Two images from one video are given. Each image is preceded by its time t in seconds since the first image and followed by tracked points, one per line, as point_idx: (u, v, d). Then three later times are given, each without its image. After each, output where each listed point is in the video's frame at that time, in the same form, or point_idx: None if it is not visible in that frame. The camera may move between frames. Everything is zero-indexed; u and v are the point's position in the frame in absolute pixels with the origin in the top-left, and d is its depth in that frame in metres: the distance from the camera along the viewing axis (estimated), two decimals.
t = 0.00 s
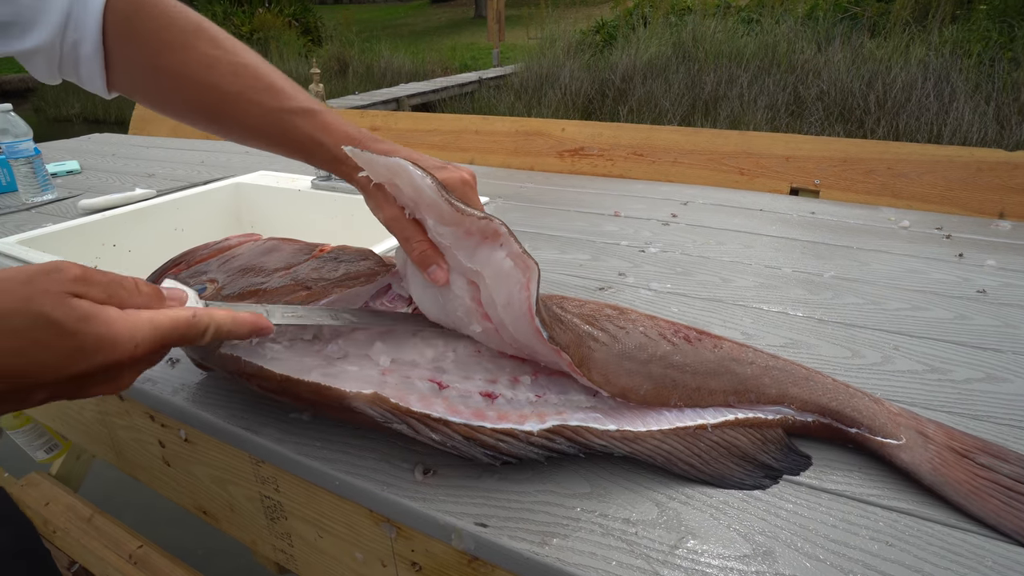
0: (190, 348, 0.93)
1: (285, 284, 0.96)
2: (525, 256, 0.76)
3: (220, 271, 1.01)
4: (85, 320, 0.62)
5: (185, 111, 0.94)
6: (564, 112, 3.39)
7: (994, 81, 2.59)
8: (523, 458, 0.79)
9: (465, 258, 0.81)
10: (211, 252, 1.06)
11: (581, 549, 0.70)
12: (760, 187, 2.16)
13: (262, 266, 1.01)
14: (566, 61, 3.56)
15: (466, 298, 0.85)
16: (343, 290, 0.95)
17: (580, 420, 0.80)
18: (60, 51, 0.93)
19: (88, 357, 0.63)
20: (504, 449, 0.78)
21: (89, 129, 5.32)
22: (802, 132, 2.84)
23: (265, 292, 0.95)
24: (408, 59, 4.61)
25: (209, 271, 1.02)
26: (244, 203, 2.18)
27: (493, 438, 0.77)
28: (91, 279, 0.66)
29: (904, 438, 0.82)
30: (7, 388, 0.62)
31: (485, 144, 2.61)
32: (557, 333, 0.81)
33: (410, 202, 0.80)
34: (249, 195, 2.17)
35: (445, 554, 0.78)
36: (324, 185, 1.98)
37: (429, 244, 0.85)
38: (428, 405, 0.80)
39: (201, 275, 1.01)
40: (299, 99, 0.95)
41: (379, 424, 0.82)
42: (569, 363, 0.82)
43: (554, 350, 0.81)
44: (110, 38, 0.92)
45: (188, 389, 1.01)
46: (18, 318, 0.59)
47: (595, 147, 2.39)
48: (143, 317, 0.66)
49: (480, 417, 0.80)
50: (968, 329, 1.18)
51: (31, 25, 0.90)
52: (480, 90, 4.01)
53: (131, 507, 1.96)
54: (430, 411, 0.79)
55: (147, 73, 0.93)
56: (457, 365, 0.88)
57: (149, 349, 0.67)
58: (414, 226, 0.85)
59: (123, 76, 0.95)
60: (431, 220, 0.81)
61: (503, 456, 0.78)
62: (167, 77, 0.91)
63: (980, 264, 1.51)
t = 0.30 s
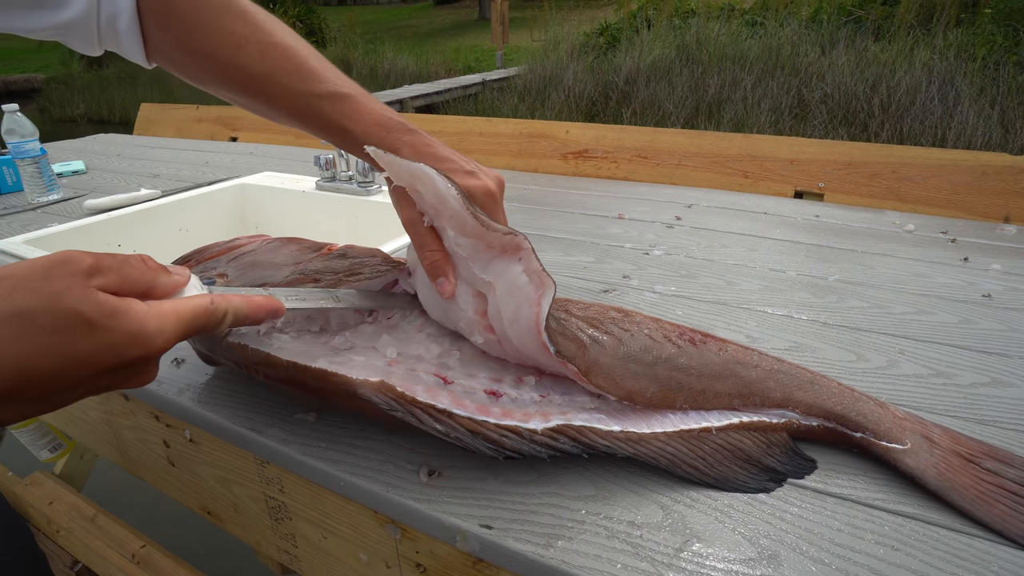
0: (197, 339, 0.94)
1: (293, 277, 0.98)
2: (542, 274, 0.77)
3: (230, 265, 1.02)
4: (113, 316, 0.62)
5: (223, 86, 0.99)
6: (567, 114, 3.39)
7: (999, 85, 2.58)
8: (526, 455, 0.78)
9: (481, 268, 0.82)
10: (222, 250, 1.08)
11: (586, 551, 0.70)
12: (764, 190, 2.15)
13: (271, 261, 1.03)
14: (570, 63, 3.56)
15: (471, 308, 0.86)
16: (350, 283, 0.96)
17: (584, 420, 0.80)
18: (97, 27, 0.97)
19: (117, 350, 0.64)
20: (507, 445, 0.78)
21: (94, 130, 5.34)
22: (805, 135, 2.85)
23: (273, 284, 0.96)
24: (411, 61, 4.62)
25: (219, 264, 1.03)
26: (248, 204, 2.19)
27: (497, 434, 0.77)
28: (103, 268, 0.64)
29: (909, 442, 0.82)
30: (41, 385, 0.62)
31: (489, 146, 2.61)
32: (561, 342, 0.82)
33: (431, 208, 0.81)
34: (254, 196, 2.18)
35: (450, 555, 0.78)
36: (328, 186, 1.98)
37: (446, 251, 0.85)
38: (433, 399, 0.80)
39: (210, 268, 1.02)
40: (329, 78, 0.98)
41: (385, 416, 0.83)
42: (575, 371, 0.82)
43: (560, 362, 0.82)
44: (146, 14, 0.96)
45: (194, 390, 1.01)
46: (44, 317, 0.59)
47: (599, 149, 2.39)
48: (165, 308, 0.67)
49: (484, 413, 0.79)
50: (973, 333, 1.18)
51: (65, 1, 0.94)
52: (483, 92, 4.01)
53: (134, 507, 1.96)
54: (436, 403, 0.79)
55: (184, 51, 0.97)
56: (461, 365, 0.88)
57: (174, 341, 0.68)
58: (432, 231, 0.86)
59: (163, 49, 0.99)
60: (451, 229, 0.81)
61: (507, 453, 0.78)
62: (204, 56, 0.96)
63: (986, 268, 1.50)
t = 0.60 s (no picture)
0: (199, 341, 0.95)
1: (294, 281, 0.98)
2: (560, 267, 0.80)
3: (232, 267, 1.03)
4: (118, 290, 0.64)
5: (236, 81, 1.00)
6: (570, 116, 3.40)
7: (1003, 86, 2.57)
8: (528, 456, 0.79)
9: (496, 266, 0.84)
10: (225, 250, 1.09)
11: (590, 552, 0.70)
12: (768, 192, 2.15)
13: (273, 263, 1.03)
14: (572, 65, 3.56)
15: (479, 309, 0.86)
16: (351, 286, 0.97)
17: (585, 422, 0.80)
18: (119, 20, 0.99)
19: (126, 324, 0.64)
20: (510, 447, 0.78)
21: (98, 131, 5.36)
22: (808, 137, 2.85)
23: (274, 288, 0.97)
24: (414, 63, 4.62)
25: (221, 266, 1.04)
26: (252, 205, 2.19)
27: (499, 435, 0.77)
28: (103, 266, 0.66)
29: (910, 444, 0.82)
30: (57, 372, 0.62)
31: (492, 147, 2.61)
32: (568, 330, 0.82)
33: (449, 210, 0.82)
34: (258, 197, 2.19)
35: (453, 556, 0.78)
36: (331, 187, 1.98)
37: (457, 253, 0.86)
38: (436, 400, 0.80)
39: (214, 271, 1.03)
40: (343, 79, 0.99)
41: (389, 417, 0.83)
42: (582, 361, 0.83)
43: (566, 350, 0.82)
44: (165, 10, 0.97)
45: (198, 391, 1.01)
46: (61, 299, 0.61)
47: (602, 151, 2.39)
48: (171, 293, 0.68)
49: (486, 414, 0.80)
50: (976, 335, 1.18)
51: None
52: (486, 93, 4.02)
53: (137, 508, 1.97)
54: (439, 405, 0.79)
55: (200, 46, 0.97)
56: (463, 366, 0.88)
57: (183, 326, 0.68)
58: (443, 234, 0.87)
59: (178, 44, 1.01)
60: (469, 229, 0.82)
61: (508, 454, 0.78)
62: (220, 53, 0.96)
63: (989, 270, 1.50)
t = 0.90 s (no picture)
0: (211, 334, 0.95)
1: (308, 276, 0.98)
2: (578, 243, 0.83)
3: (246, 263, 1.03)
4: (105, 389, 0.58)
5: (247, 97, 0.99)
6: (573, 117, 3.40)
7: (1008, 90, 2.56)
8: (534, 455, 0.78)
9: (518, 242, 0.86)
10: (238, 247, 1.09)
11: (596, 553, 0.70)
12: (772, 194, 2.15)
13: (286, 261, 1.03)
14: (576, 66, 3.57)
15: (497, 285, 0.86)
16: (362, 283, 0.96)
17: (592, 421, 0.80)
18: (128, 39, 0.96)
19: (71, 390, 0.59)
20: (517, 446, 0.78)
21: (102, 130, 5.37)
22: (812, 139, 2.84)
23: (287, 284, 0.97)
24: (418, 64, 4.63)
25: (235, 262, 1.04)
26: (257, 205, 2.20)
27: (505, 433, 0.77)
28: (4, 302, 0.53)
29: (917, 448, 0.82)
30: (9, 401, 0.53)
31: (496, 148, 2.62)
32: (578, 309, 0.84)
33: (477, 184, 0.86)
34: (262, 197, 2.19)
35: (459, 557, 0.79)
36: (336, 187, 1.98)
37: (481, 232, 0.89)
38: (442, 397, 0.80)
39: (227, 266, 1.03)
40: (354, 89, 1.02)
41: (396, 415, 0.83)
42: (594, 343, 0.81)
43: (579, 329, 0.80)
44: (178, 29, 0.95)
45: (205, 389, 1.01)
46: None
47: (607, 153, 2.39)
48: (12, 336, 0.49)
49: (492, 412, 0.80)
50: (982, 340, 1.18)
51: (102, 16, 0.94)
52: (490, 94, 4.02)
53: (140, 506, 1.97)
54: (446, 403, 0.79)
55: (214, 62, 0.96)
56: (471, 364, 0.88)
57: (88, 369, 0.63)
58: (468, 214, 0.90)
59: (185, 63, 0.99)
60: (494, 203, 0.86)
61: (514, 452, 0.78)
62: (229, 65, 0.95)
63: (995, 275, 1.50)
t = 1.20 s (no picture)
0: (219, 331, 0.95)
1: (315, 274, 0.99)
2: (582, 239, 0.82)
3: (254, 260, 1.04)
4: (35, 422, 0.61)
5: (244, 105, 0.99)
6: (578, 116, 3.40)
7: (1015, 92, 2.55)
8: (541, 454, 0.78)
9: (522, 239, 0.85)
10: (245, 245, 1.09)
11: (603, 554, 0.70)
12: (778, 196, 2.14)
13: (293, 258, 1.04)
14: (581, 65, 3.57)
15: (504, 283, 0.86)
16: (371, 282, 0.97)
17: (599, 420, 0.80)
18: (120, 44, 0.97)
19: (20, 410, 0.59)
20: (524, 444, 0.78)
21: (108, 127, 5.38)
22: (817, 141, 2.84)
23: (295, 281, 0.98)
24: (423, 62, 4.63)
25: (242, 259, 1.05)
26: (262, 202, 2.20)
27: (512, 431, 0.77)
28: (89, 294, 0.58)
29: (926, 452, 0.82)
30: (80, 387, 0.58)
31: (501, 147, 2.62)
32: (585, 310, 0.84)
33: (477, 182, 0.86)
34: (266, 195, 2.19)
35: (465, 556, 0.79)
36: (341, 186, 1.99)
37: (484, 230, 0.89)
38: (449, 394, 0.80)
39: (234, 263, 1.04)
40: (350, 94, 1.00)
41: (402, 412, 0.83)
42: (600, 343, 0.81)
43: (587, 327, 0.80)
44: (171, 36, 0.96)
45: (212, 386, 1.02)
46: (5, 332, 0.54)
47: (612, 153, 2.39)
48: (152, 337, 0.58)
49: (499, 410, 0.80)
50: (990, 344, 1.17)
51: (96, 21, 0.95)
52: (494, 93, 4.02)
53: (145, 501, 1.98)
54: (452, 399, 0.79)
55: (210, 70, 0.97)
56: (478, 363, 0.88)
57: None
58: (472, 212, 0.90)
59: (178, 70, 1.00)
60: (496, 202, 0.86)
61: (521, 451, 0.78)
62: (225, 74, 0.96)
63: (1003, 278, 1.49)
